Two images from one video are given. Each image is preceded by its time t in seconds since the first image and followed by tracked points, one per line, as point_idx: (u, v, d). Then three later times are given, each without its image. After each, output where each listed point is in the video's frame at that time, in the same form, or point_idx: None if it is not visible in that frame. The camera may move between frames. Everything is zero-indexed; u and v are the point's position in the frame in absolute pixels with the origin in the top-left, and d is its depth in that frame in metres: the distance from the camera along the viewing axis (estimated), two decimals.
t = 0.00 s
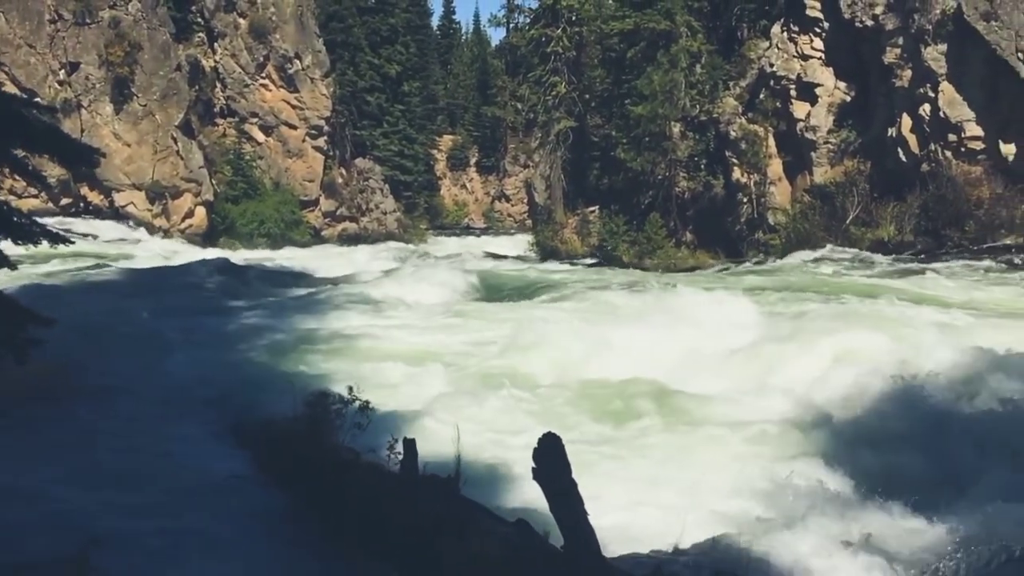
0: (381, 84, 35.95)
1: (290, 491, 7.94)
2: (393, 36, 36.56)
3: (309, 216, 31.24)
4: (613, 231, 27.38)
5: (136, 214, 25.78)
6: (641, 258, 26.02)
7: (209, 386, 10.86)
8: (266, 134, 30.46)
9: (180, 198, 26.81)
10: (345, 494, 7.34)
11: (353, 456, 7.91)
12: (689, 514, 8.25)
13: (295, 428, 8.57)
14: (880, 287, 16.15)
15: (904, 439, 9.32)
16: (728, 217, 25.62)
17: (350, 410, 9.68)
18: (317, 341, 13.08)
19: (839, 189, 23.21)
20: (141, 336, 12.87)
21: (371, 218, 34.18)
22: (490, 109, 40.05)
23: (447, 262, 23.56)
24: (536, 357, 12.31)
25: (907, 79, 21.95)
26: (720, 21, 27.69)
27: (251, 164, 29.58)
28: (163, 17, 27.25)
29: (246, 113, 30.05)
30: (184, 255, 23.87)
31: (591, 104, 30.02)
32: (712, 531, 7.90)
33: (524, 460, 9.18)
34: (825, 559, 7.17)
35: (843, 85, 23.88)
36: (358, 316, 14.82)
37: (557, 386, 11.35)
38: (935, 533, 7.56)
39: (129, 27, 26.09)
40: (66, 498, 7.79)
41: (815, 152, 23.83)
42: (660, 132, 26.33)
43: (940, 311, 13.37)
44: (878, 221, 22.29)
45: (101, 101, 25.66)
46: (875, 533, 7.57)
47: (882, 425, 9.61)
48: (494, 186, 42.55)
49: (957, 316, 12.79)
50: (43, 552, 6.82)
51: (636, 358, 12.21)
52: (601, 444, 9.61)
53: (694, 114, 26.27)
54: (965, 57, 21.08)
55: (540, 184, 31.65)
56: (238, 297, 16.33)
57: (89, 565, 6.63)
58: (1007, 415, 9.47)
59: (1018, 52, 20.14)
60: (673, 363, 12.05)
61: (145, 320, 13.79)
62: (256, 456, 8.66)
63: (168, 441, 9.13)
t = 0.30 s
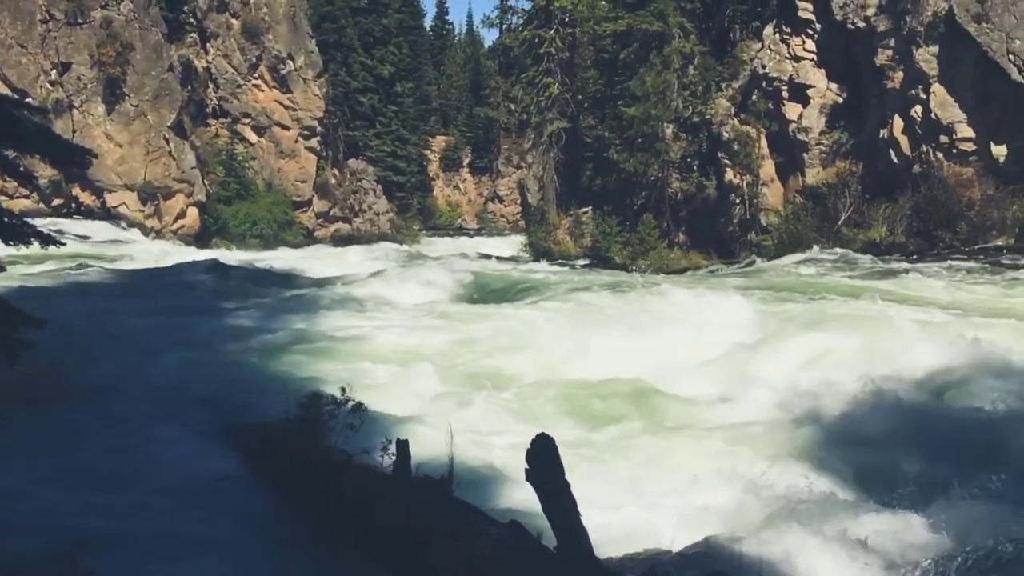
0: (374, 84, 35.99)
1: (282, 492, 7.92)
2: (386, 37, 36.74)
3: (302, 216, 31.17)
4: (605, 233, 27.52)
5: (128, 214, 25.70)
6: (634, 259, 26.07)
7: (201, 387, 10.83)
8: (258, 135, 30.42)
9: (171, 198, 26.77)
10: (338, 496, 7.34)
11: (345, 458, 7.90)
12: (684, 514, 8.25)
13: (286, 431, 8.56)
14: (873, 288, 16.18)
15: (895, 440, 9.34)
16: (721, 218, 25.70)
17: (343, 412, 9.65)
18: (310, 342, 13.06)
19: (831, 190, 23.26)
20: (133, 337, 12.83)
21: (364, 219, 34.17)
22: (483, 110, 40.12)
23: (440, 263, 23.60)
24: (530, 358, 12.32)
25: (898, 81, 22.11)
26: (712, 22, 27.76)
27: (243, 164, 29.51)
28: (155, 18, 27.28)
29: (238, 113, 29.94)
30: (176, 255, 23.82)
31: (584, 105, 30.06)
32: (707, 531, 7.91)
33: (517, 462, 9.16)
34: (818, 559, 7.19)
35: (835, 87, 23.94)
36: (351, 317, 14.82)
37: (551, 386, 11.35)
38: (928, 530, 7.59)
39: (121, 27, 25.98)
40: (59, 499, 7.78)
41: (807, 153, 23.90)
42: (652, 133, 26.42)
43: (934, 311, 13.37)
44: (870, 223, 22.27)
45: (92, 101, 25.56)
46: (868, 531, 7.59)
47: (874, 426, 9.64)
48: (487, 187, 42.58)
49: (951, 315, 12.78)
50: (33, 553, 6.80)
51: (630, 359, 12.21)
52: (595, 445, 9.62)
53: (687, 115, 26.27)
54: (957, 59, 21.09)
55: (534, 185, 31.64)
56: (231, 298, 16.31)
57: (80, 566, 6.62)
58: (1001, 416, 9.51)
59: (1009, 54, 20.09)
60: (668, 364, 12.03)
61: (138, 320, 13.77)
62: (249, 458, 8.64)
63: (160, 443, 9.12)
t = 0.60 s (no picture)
0: (368, 84, 35.97)
1: (274, 491, 7.90)
2: (379, 37, 36.73)
3: (295, 217, 31.13)
4: (599, 233, 27.59)
5: (120, 214, 25.65)
6: (627, 259, 26.06)
7: (194, 388, 10.81)
8: (251, 135, 30.35)
9: (164, 199, 26.68)
10: (331, 496, 7.34)
11: (338, 459, 7.91)
12: (679, 515, 8.27)
13: (278, 432, 8.54)
14: (866, 288, 16.20)
15: (887, 439, 9.37)
16: (714, 219, 25.71)
17: (336, 412, 9.65)
18: (304, 343, 13.06)
19: (823, 190, 23.31)
20: (125, 338, 12.80)
21: (358, 219, 34.12)
22: (476, 110, 40.12)
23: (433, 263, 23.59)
24: (524, 358, 12.33)
25: (891, 82, 22.15)
26: (706, 23, 27.82)
27: (236, 164, 29.46)
28: (147, 17, 27.04)
29: (230, 113, 29.92)
30: (170, 256, 23.78)
31: (577, 106, 30.06)
32: (701, 530, 7.95)
33: (511, 463, 9.16)
34: (810, 559, 7.24)
35: (828, 87, 23.97)
36: (344, 317, 14.81)
37: (545, 385, 11.36)
38: (924, 529, 7.64)
39: (113, 27, 25.87)
40: (51, 499, 7.76)
41: (799, 154, 23.94)
42: (646, 134, 26.46)
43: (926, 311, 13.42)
44: (862, 223, 22.47)
45: (85, 101, 25.53)
46: (861, 532, 7.64)
47: (866, 425, 9.69)
48: (481, 187, 42.57)
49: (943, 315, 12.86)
50: (24, 552, 6.79)
51: (625, 359, 12.24)
52: (589, 445, 9.64)
53: (680, 115, 26.45)
54: (949, 60, 21.16)
55: (527, 185, 31.67)
56: (224, 299, 16.28)
57: (72, 566, 6.61)
58: (996, 414, 9.55)
59: (1000, 55, 20.06)
60: (664, 363, 12.03)
61: (130, 321, 13.75)
62: (241, 459, 8.62)
63: (153, 443, 9.10)
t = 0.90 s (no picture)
0: (360, 84, 35.90)
1: (267, 492, 7.87)
2: (372, 36, 36.71)
3: (287, 216, 31.09)
4: (593, 233, 27.17)
5: (111, 214, 25.57)
6: (620, 258, 25.90)
7: (186, 388, 10.77)
8: (244, 134, 30.27)
9: (156, 198, 26.59)
10: (326, 497, 7.31)
11: (332, 459, 7.90)
12: (673, 515, 8.27)
13: (273, 432, 8.51)
14: (860, 288, 16.17)
15: (879, 438, 9.40)
16: (707, 218, 25.69)
17: (330, 411, 9.64)
18: (296, 343, 13.01)
19: (816, 190, 23.37)
20: (117, 338, 12.74)
21: (351, 219, 34.05)
22: (469, 109, 40.09)
23: (426, 262, 23.52)
24: (518, 357, 12.33)
25: (883, 82, 22.22)
26: (698, 23, 27.84)
27: (229, 164, 29.37)
28: (139, 15, 27.05)
29: (223, 112, 29.75)
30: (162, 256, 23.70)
31: (571, 105, 30.04)
32: (695, 530, 7.95)
33: (504, 462, 9.13)
34: (805, 558, 7.25)
35: (820, 87, 24.09)
36: (337, 316, 14.77)
37: (538, 384, 11.35)
38: (918, 526, 7.66)
39: (104, 26, 25.84)
40: (41, 500, 7.72)
41: (792, 153, 24.02)
42: (640, 133, 26.41)
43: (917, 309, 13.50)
44: (854, 222, 22.55)
45: (76, 101, 25.34)
46: (855, 531, 7.65)
47: (857, 422, 9.74)
48: (474, 187, 42.57)
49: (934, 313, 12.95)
50: (16, 552, 6.75)
51: (620, 355, 12.21)
52: (582, 444, 9.64)
53: (673, 115, 26.24)
54: (940, 60, 21.26)
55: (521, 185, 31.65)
56: (216, 298, 16.21)
57: (64, 566, 6.57)
58: (989, 410, 9.57)
59: (992, 55, 20.23)
60: (657, 359, 12.00)
61: (123, 321, 13.69)
62: (235, 459, 8.57)
63: (147, 444, 9.05)
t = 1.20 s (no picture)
0: (353, 83, 35.88)
1: (259, 492, 7.85)
2: (365, 35, 36.70)
3: (280, 215, 31.04)
4: (585, 231, 27.19)
5: (103, 213, 25.49)
6: (614, 257, 25.83)
7: (178, 388, 10.72)
8: (236, 134, 30.15)
9: (148, 197, 26.47)
10: (318, 497, 7.29)
11: (325, 458, 7.88)
12: (666, 514, 8.29)
13: (266, 433, 8.46)
14: (853, 287, 16.10)
15: (873, 436, 9.37)
16: (700, 217, 25.70)
17: (322, 411, 9.62)
18: (288, 343, 12.93)
19: (808, 189, 23.41)
20: (109, 338, 12.68)
21: (344, 217, 33.98)
22: (462, 108, 40.05)
23: (418, 261, 23.47)
24: (510, 355, 12.31)
25: (874, 81, 22.31)
26: (690, 22, 27.88)
27: (221, 163, 29.28)
28: (131, 14, 26.84)
29: (215, 111, 29.67)
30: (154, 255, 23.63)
31: (564, 104, 30.03)
32: (688, 528, 7.97)
33: (498, 460, 9.14)
34: (796, 554, 7.27)
35: (812, 86, 24.11)
36: (330, 316, 14.73)
37: (532, 383, 11.33)
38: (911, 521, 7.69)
39: (96, 24, 25.71)
40: (31, 501, 7.67)
41: (784, 152, 24.05)
42: (632, 132, 26.37)
43: (908, 307, 13.57)
44: (847, 221, 22.54)
45: (67, 99, 25.27)
46: (847, 527, 7.67)
47: (848, 418, 9.77)
48: (467, 185, 42.58)
49: (924, 312, 13.03)
50: (7, 553, 6.72)
51: (612, 353, 12.15)
52: (576, 443, 9.63)
53: (666, 114, 26.47)
54: (932, 59, 21.37)
55: (514, 183, 31.63)
56: (208, 297, 16.15)
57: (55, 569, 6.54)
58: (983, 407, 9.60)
59: (982, 54, 20.38)
60: (650, 357, 11.97)
61: (115, 321, 13.63)
62: (230, 460, 8.53)
63: (140, 445, 9.00)
